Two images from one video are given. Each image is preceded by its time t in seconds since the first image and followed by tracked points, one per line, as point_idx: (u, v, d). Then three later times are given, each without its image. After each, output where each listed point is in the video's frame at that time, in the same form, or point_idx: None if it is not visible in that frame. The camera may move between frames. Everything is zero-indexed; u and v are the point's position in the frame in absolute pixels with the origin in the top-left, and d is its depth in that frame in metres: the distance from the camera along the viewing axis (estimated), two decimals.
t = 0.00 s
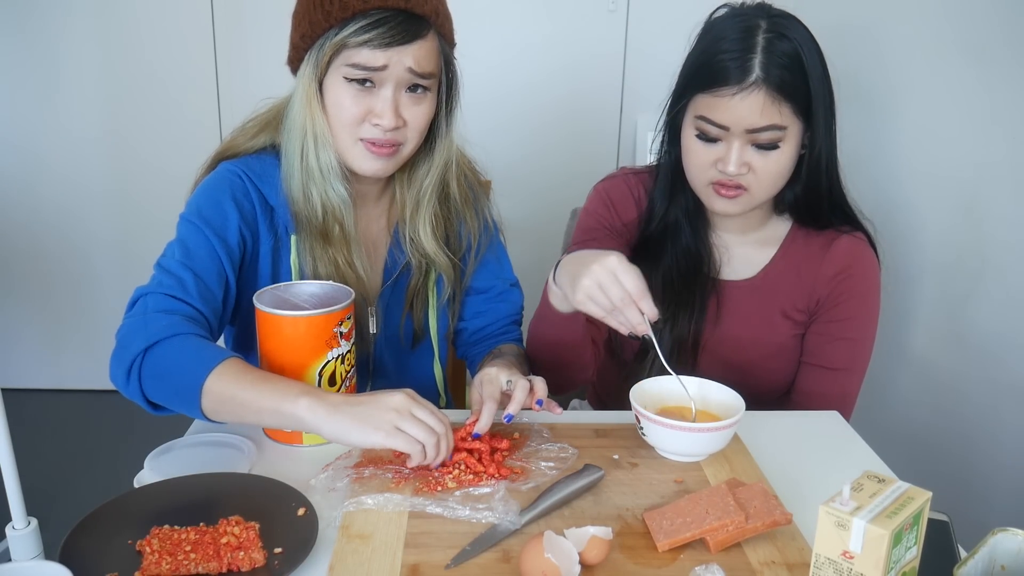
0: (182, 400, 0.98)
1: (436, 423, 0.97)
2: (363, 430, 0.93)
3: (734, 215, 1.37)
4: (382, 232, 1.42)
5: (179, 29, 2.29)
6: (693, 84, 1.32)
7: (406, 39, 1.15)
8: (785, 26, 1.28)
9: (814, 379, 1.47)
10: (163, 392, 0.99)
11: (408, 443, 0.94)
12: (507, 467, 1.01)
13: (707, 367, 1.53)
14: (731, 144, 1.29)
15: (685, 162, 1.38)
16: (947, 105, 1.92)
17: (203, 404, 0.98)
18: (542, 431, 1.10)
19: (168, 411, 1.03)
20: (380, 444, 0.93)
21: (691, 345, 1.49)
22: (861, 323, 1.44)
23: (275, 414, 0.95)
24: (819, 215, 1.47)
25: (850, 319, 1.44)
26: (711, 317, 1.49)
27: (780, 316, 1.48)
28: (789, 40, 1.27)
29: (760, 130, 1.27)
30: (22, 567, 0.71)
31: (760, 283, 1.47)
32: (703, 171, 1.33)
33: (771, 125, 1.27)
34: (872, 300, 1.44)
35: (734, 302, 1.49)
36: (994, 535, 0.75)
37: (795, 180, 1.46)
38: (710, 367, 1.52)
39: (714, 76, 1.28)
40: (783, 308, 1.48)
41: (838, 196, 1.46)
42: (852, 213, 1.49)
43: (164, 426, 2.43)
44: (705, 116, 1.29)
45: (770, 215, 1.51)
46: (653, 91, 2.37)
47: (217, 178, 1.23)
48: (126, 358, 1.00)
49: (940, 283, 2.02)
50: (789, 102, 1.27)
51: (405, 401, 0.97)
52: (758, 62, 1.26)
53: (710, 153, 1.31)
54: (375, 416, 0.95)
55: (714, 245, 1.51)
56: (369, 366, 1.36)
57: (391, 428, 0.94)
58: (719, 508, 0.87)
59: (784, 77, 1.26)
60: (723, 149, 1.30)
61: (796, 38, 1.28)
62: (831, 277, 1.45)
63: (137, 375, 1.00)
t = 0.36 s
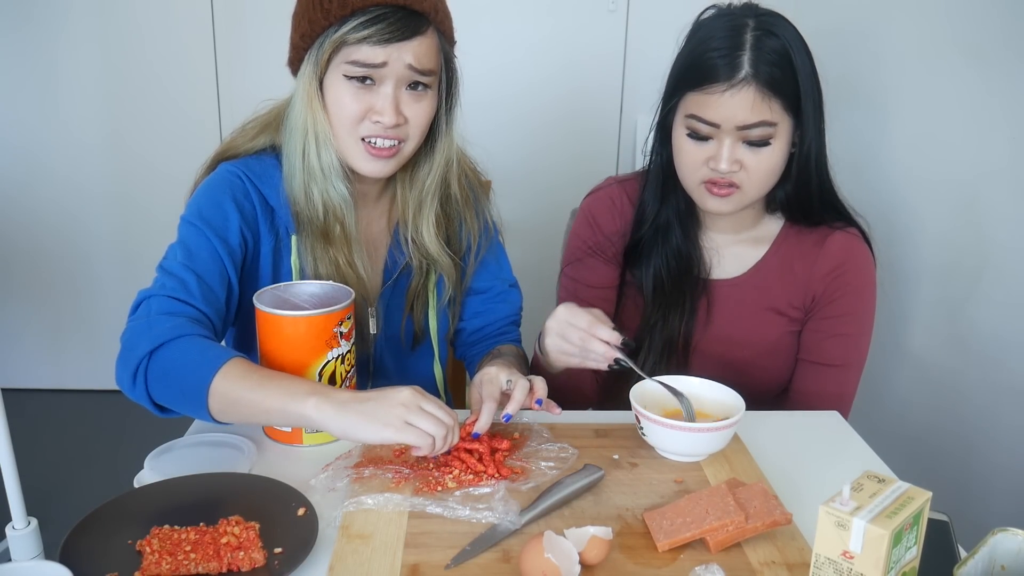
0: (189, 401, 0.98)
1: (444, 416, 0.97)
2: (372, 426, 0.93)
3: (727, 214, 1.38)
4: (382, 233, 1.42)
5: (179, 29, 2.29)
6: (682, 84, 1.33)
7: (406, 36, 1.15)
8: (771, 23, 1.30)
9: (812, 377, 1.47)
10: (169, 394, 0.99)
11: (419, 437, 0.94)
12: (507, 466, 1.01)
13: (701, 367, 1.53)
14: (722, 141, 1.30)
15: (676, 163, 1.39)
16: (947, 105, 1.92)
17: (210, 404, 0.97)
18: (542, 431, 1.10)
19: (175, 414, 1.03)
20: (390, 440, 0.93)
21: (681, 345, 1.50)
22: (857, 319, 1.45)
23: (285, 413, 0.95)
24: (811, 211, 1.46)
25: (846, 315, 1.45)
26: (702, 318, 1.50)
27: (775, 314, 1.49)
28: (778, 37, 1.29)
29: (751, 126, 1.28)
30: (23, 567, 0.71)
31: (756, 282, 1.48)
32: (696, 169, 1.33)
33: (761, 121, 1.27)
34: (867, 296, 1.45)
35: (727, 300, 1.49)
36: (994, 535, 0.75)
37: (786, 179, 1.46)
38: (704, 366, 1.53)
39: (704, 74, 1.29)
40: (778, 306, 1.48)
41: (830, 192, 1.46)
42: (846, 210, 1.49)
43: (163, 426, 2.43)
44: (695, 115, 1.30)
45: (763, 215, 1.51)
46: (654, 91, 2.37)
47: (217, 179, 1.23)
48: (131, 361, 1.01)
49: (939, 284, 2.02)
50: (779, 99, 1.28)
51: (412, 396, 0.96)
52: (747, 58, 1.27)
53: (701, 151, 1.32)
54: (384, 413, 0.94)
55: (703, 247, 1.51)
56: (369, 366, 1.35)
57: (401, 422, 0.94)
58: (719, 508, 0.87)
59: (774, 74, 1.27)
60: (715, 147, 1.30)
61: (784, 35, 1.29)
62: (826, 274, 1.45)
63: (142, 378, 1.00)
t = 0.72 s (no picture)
0: (189, 400, 0.98)
1: (442, 422, 0.97)
2: (371, 425, 0.94)
3: (712, 201, 1.40)
4: (382, 233, 1.42)
5: (179, 28, 2.29)
6: (672, 64, 1.40)
7: (407, 34, 1.16)
8: (757, 10, 1.36)
9: (810, 378, 1.48)
10: (169, 392, 0.99)
11: (414, 441, 0.94)
12: (507, 467, 1.01)
13: (695, 367, 1.53)
14: (703, 115, 1.35)
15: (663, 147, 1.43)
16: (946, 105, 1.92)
17: (210, 403, 0.98)
18: (542, 431, 1.10)
19: (175, 413, 1.03)
20: (387, 442, 0.94)
21: (672, 343, 1.51)
22: (852, 318, 1.45)
23: (281, 408, 0.95)
24: (802, 203, 1.47)
25: (840, 315, 1.45)
26: (695, 318, 1.50)
27: (770, 314, 1.49)
28: (766, 23, 1.34)
29: (732, 96, 1.33)
30: (23, 567, 0.71)
31: (752, 283, 1.48)
32: (678, 147, 1.38)
33: (742, 92, 1.33)
34: (862, 295, 1.45)
35: (721, 301, 1.49)
36: (994, 535, 0.75)
37: (777, 175, 1.47)
38: (697, 366, 1.53)
39: (688, 49, 1.37)
40: (772, 306, 1.48)
41: (822, 187, 1.47)
42: (839, 208, 1.50)
43: (163, 426, 2.43)
44: (679, 89, 1.37)
45: (755, 215, 1.50)
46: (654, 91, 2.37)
47: (217, 179, 1.23)
48: (131, 360, 1.01)
49: (939, 284, 2.02)
50: (760, 75, 1.33)
51: (412, 399, 0.96)
52: (731, 34, 1.33)
53: (684, 127, 1.37)
54: (382, 413, 0.94)
55: (694, 246, 1.51)
56: (369, 367, 1.36)
57: (397, 426, 0.94)
58: (719, 508, 0.87)
59: (758, 51, 1.33)
60: (697, 122, 1.35)
61: (771, 22, 1.34)
62: (821, 273, 1.45)
63: (142, 377, 1.00)
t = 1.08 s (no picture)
0: (193, 402, 0.98)
1: (448, 423, 0.96)
2: (375, 427, 0.94)
3: (706, 200, 1.39)
4: (382, 234, 1.42)
5: (179, 28, 2.29)
6: (663, 65, 1.40)
7: (405, 35, 1.15)
8: (748, 10, 1.36)
9: (807, 377, 1.48)
10: (173, 394, 0.99)
11: (420, 442, 0.94)
12: (507, 467, 1.01)
13: (689, 367, 1.53)
14: (695, 114, 1.35)
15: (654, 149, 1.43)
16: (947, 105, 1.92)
17: (214, 404, 0.98)
18: (542, 431, 1.10)
19: (179, 414, 1.04)
20: (390, 443, 0.94)
21: (668, 344, 1.51)
22: (848, 316, 1.45)
23: (286, 411, 0.95)
24: (794, 203, 1.47)
25: (835, 314, 1.45)
26: (690, 318, 1.50)
27: (765, 314, 1.49)
28: (756, 22, 1.34)
29: (724, 95, 1.33)
30: (22, 567, 0.71)
31: (748, 283, 1.48)
32: (670, 146, 1.37)
33: (734, 91, 1.33)
34: (857, 293, 1.45)
35: (717, 301, 1.49)
36: (994, 535, 0.75)
37: (769, 174, 1.46)
38: (694, 367, 1.53)
39: (679, 50, 1.37)
40: (768, 306, 1.48)
41: (814, 185, 1.47)
42: (832, 205, 1.50)
43: (163, 426, 2.43)
44: (672, 89, 1.37)
45: (748, 214, 1.50)
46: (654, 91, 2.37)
47: (217, 179, 1.23)
48: (135, 362, 1.01)
49: (939, 284, 2.02)
50: (752, 75, 1.34)
51: (416, 399, 0.96)
52: (722, 33, 1.34)
53: (676, 127, 1.37)
54: (385, 414, 0.95)
55: (689, 247, 1.51)
56: (369, 367, 1.35)
57: (402, 425, 0.94)
58: (719, 508, 0.87)
59: (750, 51, 1.33)
60: (689, 121, 1.35)
61: (762, 22, 1.34)
62: (816, 272, 1.45)
63: (147, 379, 1.00)
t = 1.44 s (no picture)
0: (195, 401, 0.98)
1: (448, 420, 0.97)
2: (377, 428, 0.93)
3: (705, 200, 1.40)
4: (380, 233, 1.43)
5: (179, 28, 2.29)
6: (664, 66, 1.40)
7: (416, 54, 1.15)
8: (748, 10, 1.35)
9: (808, 378, 1.48)
10: (174, 393, 0.99)
11: (421, 438, 0.94)
12: (507, 467, 1.01)
13: (689, 367, 1.53)
14: (696, 116, 1.35)
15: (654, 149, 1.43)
16: (947, 105, 1.92)
17: (215, 403, 0.97)
18: (542, 431, 1.10)
19: (180, 414, 1.03)
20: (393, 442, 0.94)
21: (669, 344, 1.51)
22: (848, 317, 1.45)
23: (288, 410, 0.95)
24: (797, 206, 1.47)
25: (836, 315, 1.45)
26: (691, 318, 1.51)
27: (765, 315, 1.49)
28: (758, 25, 1.34)
29: (724, 97, 1.33)
30: (22, 567, 0.71)
31: (746, 284, 1.48)
32: (669, 146, 1.38)
33: (734, 93, 1.33)
34: (857, 294, 1.45)
35: (718, 302, 1.49)
36: (994, 535, 0.75)
37: (770, 175, 1.46)
38: (694, 368, 1.53)
39: (678, 51, 1.36)
40: (768, 307, 1.48)
41: (817, 186, 1.47)
42: (833, 206, 1.50)
43: (162, 426, 2.43)
44: (672, 90, 1.37)
45: (748, 215, 1.51)
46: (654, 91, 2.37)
47: (217, 179, 1.23)
48: (136, 361, 1.01)
49: (939, 284, 2.02)
50: (753, 76, 1.33)
51: (417, 398, 0.96)
52: (722, 35, 1.33)
53: (676, 128, 1.37)
54: (386, 413, 0.94)
55: (690, 247, 1.52)
56: (369, 367, 1.36)
57: (403, 425, 0.94)
58: (719, 508, 0.87)
59: (750, 53, 1.33)
60: (690, 123, 1.36)
61: (765, 25, 1.34)
62: (816, 274, 1.45)
63: (147, 378, 1.00)
